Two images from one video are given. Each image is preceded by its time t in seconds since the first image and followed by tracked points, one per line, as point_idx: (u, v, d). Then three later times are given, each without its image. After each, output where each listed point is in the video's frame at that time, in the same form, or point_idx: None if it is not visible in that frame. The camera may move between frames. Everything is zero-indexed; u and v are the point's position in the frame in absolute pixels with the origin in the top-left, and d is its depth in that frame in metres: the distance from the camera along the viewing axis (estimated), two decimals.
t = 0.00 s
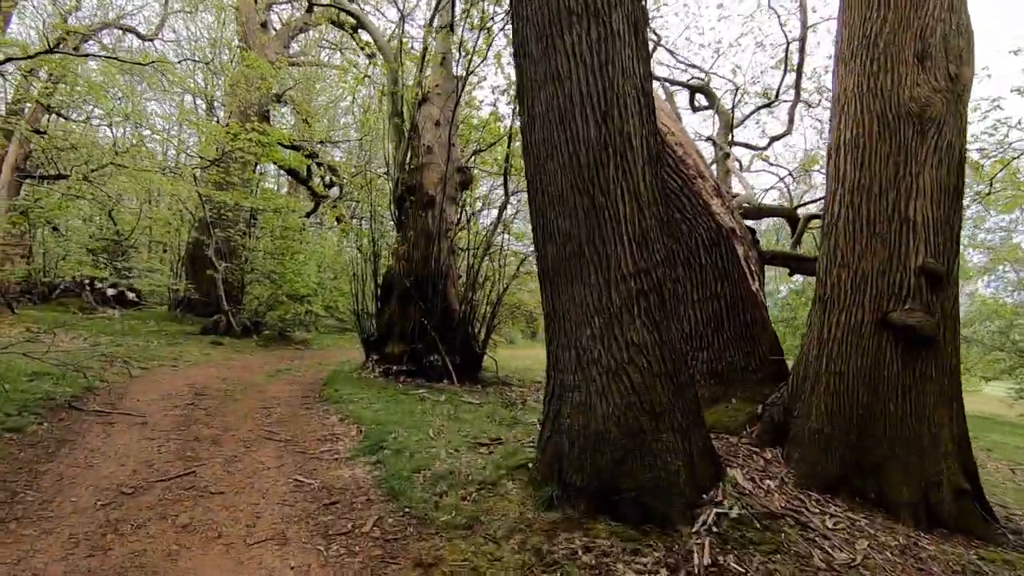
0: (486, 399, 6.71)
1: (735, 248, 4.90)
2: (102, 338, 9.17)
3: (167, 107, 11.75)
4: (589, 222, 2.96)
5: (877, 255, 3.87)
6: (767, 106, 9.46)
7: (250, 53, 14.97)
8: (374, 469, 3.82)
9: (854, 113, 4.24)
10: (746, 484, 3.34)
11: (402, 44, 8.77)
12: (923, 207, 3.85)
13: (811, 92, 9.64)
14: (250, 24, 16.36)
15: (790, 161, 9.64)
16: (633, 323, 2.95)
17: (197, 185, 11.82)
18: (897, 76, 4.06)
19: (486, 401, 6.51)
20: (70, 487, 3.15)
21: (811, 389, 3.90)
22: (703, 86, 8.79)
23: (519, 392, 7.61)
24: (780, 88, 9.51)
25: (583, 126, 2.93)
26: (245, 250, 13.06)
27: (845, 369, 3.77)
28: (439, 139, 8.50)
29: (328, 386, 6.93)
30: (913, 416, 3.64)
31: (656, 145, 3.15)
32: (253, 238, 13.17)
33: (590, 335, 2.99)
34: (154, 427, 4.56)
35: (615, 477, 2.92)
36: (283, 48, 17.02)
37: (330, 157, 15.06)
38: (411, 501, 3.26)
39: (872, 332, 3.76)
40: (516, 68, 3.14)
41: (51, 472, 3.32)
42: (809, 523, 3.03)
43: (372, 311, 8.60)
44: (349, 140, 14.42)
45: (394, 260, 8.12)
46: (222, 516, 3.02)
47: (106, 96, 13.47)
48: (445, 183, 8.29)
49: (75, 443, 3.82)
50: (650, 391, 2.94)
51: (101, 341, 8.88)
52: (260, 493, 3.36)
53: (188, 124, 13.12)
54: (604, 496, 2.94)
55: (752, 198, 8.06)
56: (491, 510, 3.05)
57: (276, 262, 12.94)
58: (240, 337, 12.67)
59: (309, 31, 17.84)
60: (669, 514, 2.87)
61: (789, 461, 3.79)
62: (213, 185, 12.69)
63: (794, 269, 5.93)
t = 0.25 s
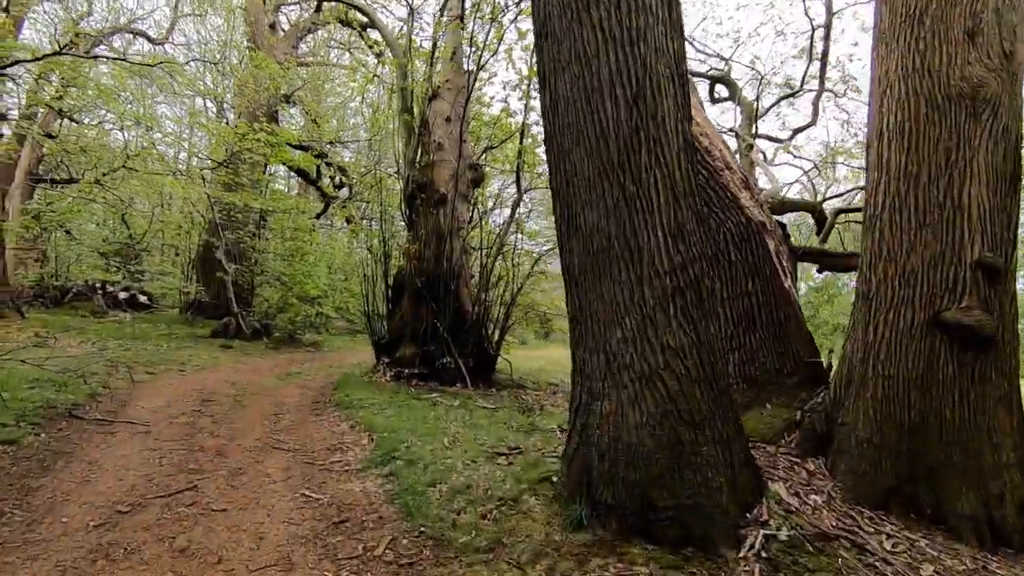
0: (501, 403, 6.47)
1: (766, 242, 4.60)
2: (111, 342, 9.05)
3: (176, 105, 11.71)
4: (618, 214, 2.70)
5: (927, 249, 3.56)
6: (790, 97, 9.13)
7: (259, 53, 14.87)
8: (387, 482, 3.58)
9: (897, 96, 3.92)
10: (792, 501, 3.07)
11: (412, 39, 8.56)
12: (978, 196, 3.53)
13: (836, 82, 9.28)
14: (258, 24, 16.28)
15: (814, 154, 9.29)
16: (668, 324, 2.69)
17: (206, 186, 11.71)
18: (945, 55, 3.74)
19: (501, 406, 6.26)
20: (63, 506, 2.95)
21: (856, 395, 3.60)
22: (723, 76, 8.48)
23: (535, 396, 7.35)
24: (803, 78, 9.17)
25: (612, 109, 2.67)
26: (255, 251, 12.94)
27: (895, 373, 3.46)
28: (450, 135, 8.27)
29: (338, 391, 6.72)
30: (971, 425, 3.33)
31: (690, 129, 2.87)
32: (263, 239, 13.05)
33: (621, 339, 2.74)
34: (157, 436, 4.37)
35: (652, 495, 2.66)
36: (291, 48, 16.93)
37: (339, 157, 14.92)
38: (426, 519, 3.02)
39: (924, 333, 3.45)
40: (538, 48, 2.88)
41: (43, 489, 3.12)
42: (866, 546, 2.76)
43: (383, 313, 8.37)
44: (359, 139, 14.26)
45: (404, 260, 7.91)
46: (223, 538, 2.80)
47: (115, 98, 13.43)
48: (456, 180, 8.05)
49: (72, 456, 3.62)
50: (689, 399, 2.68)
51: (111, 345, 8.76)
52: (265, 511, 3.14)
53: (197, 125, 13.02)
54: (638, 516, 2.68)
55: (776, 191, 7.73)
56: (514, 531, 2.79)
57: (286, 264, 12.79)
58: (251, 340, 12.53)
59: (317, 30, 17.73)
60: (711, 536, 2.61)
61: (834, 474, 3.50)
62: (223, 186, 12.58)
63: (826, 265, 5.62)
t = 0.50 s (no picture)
0: (522, 405, 6.20)
1: (808, 235, 4.29)
2: (123, 341, 8.94)
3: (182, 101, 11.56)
4: (665, 201, 2.42)
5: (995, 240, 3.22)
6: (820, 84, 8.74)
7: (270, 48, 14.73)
8: (406, 494, 3.35)
9: (955, 72, 3.56)
10: (856, 520, 2.78)
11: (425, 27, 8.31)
12: None
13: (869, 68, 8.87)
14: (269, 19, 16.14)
15: (845, 143, 8.91)
16: (721, 324, 2.41)
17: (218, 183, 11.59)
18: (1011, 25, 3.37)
19: (521, 407, 6.01)
20: (61, 522, 2.74)
21: (918, 400, 3.27)
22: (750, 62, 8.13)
23: (555, 396, 7.08)
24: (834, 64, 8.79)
25: (658, 83, 2.38)
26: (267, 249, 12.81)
27: (961, 375, 3.12)
28: (466, 127, 8.00)
29: (352, 392, 6.51)
30: None
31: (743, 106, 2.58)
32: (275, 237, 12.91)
33: (668, 341, 2.46)
34: (165, 441, 4.18)
35: (704, 515, 2.39)
36: (302, 43, 16.78)
37: (351, 152, 14.75)
38: (450, 537, 2.77)
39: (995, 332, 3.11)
40: (573, 18, 2.60)
41: (41, 502, 2.92)
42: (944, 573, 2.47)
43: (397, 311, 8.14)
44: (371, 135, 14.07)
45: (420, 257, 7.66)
46: (232, 558, 2.58)
47: (127, 96, 13.36)
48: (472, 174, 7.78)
49: (74, 464, 3.43)
50: (745, 408, 2.40)
51: (123, 344, 8.66)
52: (277, 526, 2.92)
53: (209, 122, 12.91)
54: (688, 538, 2.41)
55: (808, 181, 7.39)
56: (548, 553, 2.54)
57: (298, 261, 12.64)
58: (263, 338, 12.39)
59: (328, 25, 17.57)
60: (772, 562, 2.33)
61: (895, 487, 3.20)
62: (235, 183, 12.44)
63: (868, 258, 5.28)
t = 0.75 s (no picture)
0: (539, 412, 5.94)
1: (847, 233, 4.03)
2: (129, 345, 8.79)
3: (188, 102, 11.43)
4: (713, 192, 2.18)
5: None
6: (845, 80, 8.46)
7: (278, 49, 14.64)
8: (421, 511, 3.11)
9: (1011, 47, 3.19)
10: (919, 546, 2.53)
11: (437, 24, 8.12)
12: None
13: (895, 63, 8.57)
14: (278, 21, 16.07)
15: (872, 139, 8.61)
16: (776, 329, 2.16)
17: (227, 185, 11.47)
18: None
19: (538, 415, 5.77)
20: (48, 544, 2.53)
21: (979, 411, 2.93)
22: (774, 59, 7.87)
23: (572, 403, 6.82)
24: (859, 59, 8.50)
25: (706, 61, 2.14)
26: (276, 251, 12.67)
27: None
28: (478, 125, 7.81)
29: (362, 398, 6.29)
30: None
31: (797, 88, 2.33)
32: (284, 239, 12.75)
33: (715, 349, 2.22)
34: (167, 451, 3.97)
35: (756, 543, 2.14)
36: (310, 45, 16.71)
37: (360, 154, 14.61)
38: (471, 561, 2.54)
39: None
40: None
41: (29, 519, 2.71)
42: None
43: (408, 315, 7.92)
44: (381, 135, 13.93)
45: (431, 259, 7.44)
46: None
47: (136, 98, 13.30)
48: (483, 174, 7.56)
49: (69, 477, 3.22)
50: (802, 424, 2.15)
51: (129, 348, 8.51)
52: (282, 548, 2.69)
53: (217, 123, 12.78)
54: (739, 569, 2.14)
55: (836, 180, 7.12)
56: None
57: (307, 264, 12.45)
58: (271, 342, 12.22)
59: (337, 27, 17.51)
60: None
61: (959, 508, 2.89)
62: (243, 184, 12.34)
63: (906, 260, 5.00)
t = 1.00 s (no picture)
0: (555, 422, 5.69)
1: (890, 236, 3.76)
2: (135, 347, 8.65)
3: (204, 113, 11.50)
4: (769, 189, 1.94)
5: None
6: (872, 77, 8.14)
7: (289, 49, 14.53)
8: (435, 534, 2.88)
9: None
10: None
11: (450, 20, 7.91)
12: None
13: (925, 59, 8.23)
14: (289, 22, 15.98)
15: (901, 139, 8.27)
16: (840, 343, 1.91)
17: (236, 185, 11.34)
18: None
19: (555, 425, 5.52)
20: (32, 570, 2.33)
21: None
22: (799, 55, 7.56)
23: (589, 412, 6.55)
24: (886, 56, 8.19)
25: (762, 41, 1.91)
26: (285, 253, 12.53)
27: None
28: (492, 124, 7.59)
29: (372, 405, 6.07)
30: None
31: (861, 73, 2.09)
32: (293, 241, 12.60)
33: (770, 365, 1.97)
34: (168, 462, 3.78)
35: None
36: (321, 45, 16.61)
37: (370, 155, 14.44)
38: None
39: None
40: None
41: (15, 541, 2.52)
42: None
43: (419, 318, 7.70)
44: (391, 136, 13.77)
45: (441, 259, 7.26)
46: None
47: (147, 98, 13.23)
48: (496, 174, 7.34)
49: (61, 492, 3.03)
50: (870, 451, 1.90)
51: (136, 351, 8.38)
52: None
53: (227, 123, 12.67)
54: None
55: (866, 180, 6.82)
56: None
57: (316, 266, 12.27)
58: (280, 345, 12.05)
59: (348, 28, 17.41)
60: None
61: None
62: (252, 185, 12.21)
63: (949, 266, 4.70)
